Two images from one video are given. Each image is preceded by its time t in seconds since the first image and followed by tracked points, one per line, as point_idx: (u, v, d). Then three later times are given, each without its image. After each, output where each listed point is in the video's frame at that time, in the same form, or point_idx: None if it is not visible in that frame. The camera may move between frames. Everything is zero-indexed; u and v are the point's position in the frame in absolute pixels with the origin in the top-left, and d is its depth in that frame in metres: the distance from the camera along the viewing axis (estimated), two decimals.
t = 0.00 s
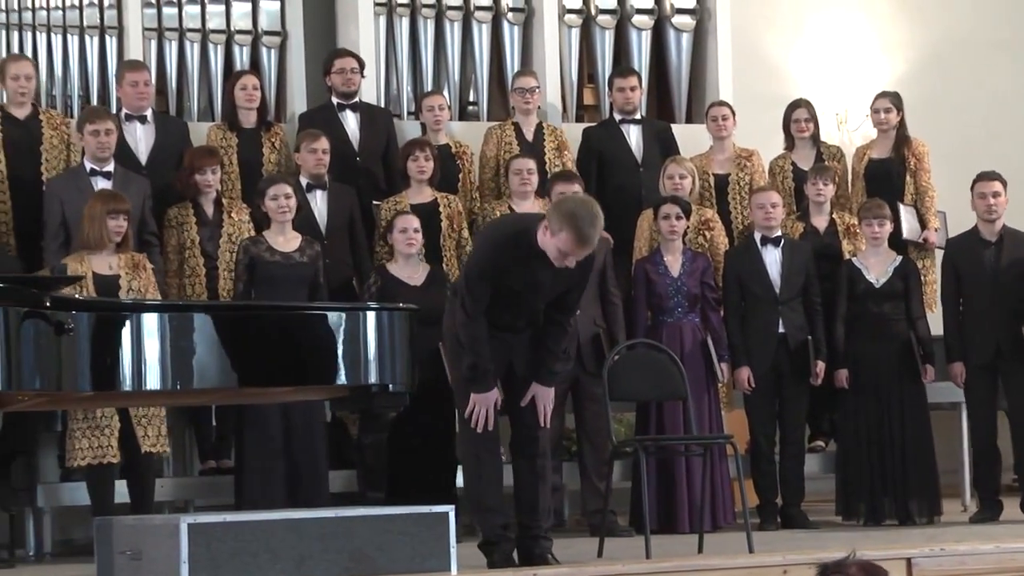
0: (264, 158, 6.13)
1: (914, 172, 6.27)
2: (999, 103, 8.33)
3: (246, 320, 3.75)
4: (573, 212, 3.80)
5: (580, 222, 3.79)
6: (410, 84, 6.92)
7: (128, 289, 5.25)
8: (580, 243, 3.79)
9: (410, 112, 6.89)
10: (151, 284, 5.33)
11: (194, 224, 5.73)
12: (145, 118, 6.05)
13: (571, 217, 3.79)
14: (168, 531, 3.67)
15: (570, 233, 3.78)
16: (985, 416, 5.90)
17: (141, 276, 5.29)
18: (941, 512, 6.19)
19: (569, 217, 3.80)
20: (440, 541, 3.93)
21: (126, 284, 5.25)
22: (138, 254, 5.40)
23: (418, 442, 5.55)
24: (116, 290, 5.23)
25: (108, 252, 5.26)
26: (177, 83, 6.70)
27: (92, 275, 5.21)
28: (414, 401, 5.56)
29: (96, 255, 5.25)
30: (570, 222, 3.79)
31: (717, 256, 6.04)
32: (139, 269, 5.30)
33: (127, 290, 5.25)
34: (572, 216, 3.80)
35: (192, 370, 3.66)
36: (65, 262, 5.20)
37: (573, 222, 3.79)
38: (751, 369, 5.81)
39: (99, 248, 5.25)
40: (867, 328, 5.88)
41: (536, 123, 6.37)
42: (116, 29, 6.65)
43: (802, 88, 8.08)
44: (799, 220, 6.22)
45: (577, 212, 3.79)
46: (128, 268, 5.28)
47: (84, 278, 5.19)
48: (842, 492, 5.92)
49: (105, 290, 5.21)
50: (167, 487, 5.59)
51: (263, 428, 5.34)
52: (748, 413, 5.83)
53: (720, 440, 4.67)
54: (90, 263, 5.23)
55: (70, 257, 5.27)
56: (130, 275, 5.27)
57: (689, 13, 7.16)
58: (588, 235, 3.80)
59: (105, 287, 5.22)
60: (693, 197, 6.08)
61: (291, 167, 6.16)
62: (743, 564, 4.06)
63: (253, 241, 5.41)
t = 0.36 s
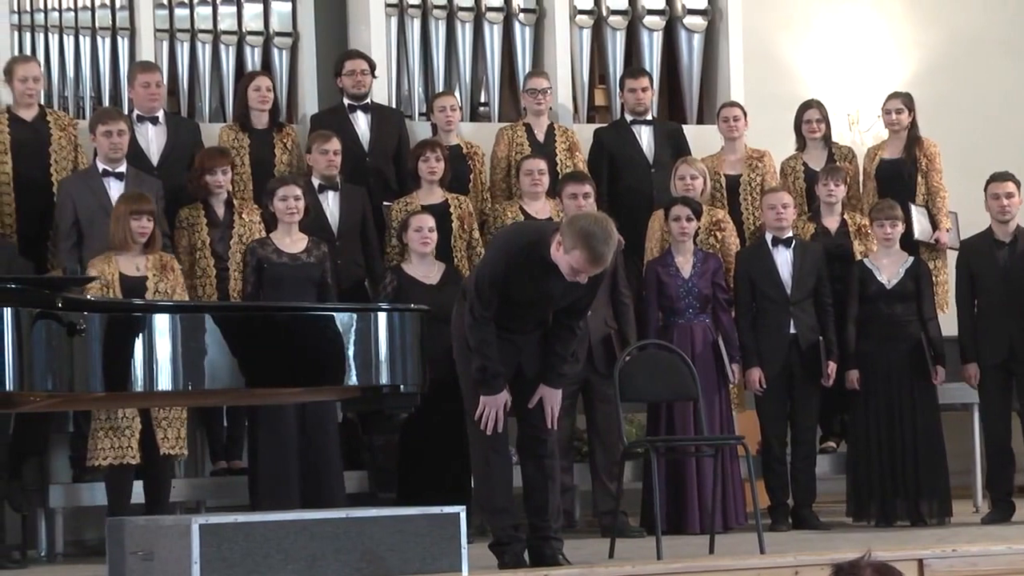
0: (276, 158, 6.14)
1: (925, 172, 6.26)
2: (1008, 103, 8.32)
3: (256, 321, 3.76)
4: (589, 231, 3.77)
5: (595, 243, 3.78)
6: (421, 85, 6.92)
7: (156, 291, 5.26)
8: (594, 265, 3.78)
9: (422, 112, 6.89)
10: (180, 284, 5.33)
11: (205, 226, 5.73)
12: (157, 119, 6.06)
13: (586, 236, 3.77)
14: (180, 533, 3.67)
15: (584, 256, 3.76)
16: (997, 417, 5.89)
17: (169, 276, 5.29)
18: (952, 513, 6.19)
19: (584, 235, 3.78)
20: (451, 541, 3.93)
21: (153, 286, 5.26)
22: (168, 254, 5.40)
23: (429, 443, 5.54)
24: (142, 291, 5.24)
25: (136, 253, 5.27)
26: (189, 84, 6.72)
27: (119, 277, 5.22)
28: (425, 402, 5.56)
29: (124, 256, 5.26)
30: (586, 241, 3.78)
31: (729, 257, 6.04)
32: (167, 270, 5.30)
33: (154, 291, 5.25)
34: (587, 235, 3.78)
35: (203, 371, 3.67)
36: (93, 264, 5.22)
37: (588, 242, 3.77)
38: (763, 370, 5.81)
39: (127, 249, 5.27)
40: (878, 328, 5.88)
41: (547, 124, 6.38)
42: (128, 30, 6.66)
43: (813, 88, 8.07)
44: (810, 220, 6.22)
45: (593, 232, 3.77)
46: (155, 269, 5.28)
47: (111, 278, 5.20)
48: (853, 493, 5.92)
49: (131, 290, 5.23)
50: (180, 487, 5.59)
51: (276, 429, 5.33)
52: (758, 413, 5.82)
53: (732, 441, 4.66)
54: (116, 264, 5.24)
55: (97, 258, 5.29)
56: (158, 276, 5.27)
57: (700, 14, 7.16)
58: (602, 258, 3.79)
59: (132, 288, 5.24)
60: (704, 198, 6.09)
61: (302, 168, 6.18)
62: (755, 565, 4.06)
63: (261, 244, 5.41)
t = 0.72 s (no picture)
0: (284, 158, 6.16)
1: (930, 172, 6.26)
2: (1013, 103, 8.31)
3: (260, 321, 3.75)
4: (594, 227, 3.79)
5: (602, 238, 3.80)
6: (426, 85, 6.91)
7: (167, 291, 5.26)
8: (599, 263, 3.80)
9: (428, 112, 6.89)
10: (192, 284, 5.31)
11: (209, 226, 5.72)
12: (162, 119, 6.07)
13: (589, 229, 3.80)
14: (184, 532, 3.67)
15: (588, 252, 3.77)
16: (1001, 418, 5.89)
17: (181, 277, 5.28)
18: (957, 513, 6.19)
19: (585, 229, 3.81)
20: (456, 541, 3.93)
21: (164, 286, 5.25)
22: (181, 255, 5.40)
23: (432, 443, 5.54)
24: (154, 292, 5.24)
25: (148, 253, 5.27)
26: (194, 84, 6.72)
27: (130, 277, 5.22)
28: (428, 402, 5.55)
29: (136, 255, 5.27)
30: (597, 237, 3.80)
31: (733, 257, 6.04)
32: (179, 271, 5.29)
33: (165, 291, 5.25)
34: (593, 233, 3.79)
35: (208, 371, 3.67)
36: (105, 264, 5.23)
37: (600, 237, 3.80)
38: (767, 370, 5.81)
39: (138, 249, 5.27)
40: (882, 328, 5.87)
41: (552, 124, 6.38)
42: (133, 30, 6.64)
43: (818, 89, 8.07)
44: (815, 220, 6.21)
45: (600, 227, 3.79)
46: (167, 270, 5.28)
47: (121, 278, 5.21)
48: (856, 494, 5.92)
49: (142, 290, 5.23)
50: (183, 488, 5.61)
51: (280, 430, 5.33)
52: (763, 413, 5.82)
53: (737, 441, 4.66)
54: (127, 264, 5.24)
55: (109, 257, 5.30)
56: (169, 276, 5.27)
57: (704, 14, 7.16)
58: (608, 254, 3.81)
59: (143, 288, 5.23)
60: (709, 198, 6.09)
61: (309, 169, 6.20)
62: (760, 565, 4.06)
63: (262, 245, 5.40)
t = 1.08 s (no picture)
0: (290, 157, 6.17)
1: (933, 172, 6.24)
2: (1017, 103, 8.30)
3: (262, 321, 3.75)
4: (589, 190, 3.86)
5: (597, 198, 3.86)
6: (429, 85, 6.90)
7: (167, 291, 5.25)
8: (590, 220, 3.83)
9: (429, 113, 6.86)
10: (192, 285, 5.31)
11: (212, 226, 5.73)
12: (166, 119, 6.07)
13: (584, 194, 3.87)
14: (187, 532, 3.67)
15: (577, 209, 3.82)
16: (1005, 418, 5.88)
17: (181, 277, 5.28)
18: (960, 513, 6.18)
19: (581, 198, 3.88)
20: (460, 541, 3.93)
21: (164, 286, 5.25)
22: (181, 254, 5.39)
23: (436, 443, 5.53)
24: (154, 292, 5.23)
25: (148, 252, 5.28)
26: (197, 85, 6.70)
27: (130, 276, 5.23)
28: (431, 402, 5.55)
29: (136, 255, 5.27)
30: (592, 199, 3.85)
31: (736, 257, 6.05)
32: (180, 271, 5.29)
33: (166, 291, 5.25)
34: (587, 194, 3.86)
35: (210, 371, 3.66)
36: (105, 264, 5.23)
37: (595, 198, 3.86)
38: (771, 371, 5.78)
39: (138, 249, 5.28)
40: (887, 328, 5.87)
41: (556, 124, 6.38)
42: (136, 30, 6.63)
43: (822, 89, 8.06)
44: (818, 220, 6.20)
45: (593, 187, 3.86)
46: (167, 270, 5.27)
47: (121, 278, 5.21)
48: (861, 493, 5.91)
49: (142, 290, 5.22)
50: (185, 488, 5.62)
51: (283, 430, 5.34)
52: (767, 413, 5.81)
53: (740, 441, 4.65)
54: (127, 264, 5.25)
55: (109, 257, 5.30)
56: (169, 276, 5.27)
57: (708, 14, 7.12)
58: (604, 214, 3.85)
59: (143, 288, 5.23)
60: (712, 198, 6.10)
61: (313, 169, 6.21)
62: (764, 565, 4.05)
63: (266, 245, 5.41)
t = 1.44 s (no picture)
0: (289, 157, 6.17)
1: (933, 172, 6.23)
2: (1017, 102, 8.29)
3: (263, 321, 3.76)
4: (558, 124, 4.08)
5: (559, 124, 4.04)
6: (429, 86, 6.90)
7: (161, 291, 5.26)
8: (543, 135, 4.01)
9: (429, 113, 6.86)
10: (186, 285, 5.32)
11: (212, 226, 5.74)
12: (166, 118, 6.07)
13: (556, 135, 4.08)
14: (187, 532, 3.67)
15: (528, 126, 4.01)
16: (1006, 417, 5.88)
17: (175, 277, 5.28)
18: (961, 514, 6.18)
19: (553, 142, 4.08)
20: (459, 541, 3.93)
21: (159, 286, 5.26)
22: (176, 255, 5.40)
23: (436, 443, 5.53)
24: (148, 292, 5.24)
25: (142, 253, 5.29)
26: (197, 85, 6.66)
27: (124, 277, 5.23)
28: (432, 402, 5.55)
29: (130, 255, 5.28)
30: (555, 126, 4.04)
31: (736, 257, 6.05)
32: (174, 271, 5.29)
33: (160, 291, 5.25)
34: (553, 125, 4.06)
35: (211, 372, 3.66)
36: (99, 265, 5.24)
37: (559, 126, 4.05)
38: (772, 371, 5.76)
39: (131, 249, 5.29)
40: (887, 328, 5.86)
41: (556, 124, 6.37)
42: (136, 30, 6.60)
43: (823, 89, 8.06)
44: (819, 221, 6.19)
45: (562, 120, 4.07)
46: (161, 270, 5.28)
47: (116, 278, 5.22)
48: (863, 493, 5.90)
49: (134, 291, 5.23)
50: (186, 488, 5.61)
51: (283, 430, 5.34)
52: (767, 413, 5.81)
53: (740, 441, 4.65)
54: (122, 264, 5.26)
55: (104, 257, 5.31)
56: (163, 277, 5.27)
57: (708, 14, 7.12)
58: (557, 134, 4.00)
59: (138, 288, 5.24)
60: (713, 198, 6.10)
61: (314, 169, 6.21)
62: (764, 565, 4.05)
63: (268, 244, 5.42)
